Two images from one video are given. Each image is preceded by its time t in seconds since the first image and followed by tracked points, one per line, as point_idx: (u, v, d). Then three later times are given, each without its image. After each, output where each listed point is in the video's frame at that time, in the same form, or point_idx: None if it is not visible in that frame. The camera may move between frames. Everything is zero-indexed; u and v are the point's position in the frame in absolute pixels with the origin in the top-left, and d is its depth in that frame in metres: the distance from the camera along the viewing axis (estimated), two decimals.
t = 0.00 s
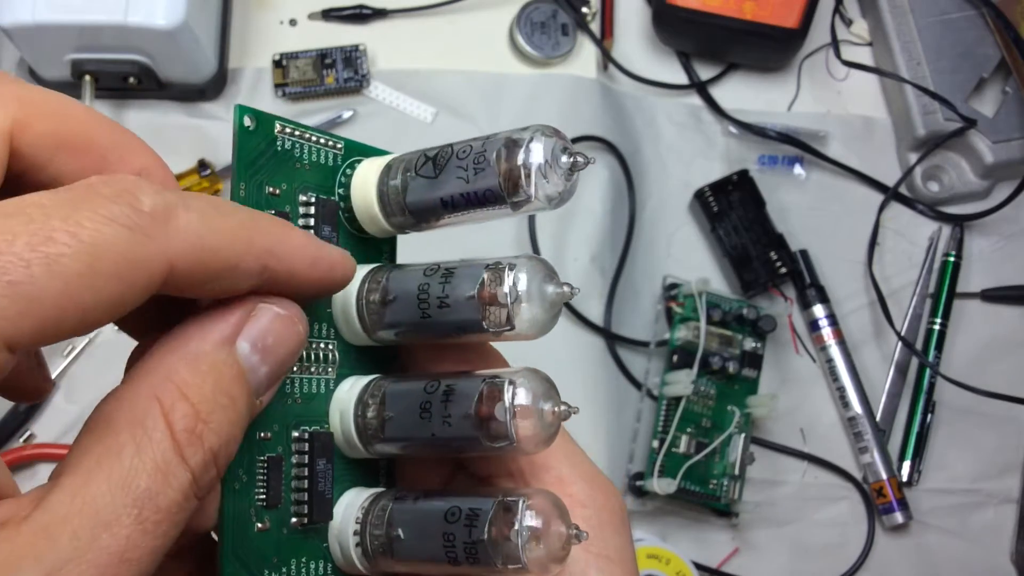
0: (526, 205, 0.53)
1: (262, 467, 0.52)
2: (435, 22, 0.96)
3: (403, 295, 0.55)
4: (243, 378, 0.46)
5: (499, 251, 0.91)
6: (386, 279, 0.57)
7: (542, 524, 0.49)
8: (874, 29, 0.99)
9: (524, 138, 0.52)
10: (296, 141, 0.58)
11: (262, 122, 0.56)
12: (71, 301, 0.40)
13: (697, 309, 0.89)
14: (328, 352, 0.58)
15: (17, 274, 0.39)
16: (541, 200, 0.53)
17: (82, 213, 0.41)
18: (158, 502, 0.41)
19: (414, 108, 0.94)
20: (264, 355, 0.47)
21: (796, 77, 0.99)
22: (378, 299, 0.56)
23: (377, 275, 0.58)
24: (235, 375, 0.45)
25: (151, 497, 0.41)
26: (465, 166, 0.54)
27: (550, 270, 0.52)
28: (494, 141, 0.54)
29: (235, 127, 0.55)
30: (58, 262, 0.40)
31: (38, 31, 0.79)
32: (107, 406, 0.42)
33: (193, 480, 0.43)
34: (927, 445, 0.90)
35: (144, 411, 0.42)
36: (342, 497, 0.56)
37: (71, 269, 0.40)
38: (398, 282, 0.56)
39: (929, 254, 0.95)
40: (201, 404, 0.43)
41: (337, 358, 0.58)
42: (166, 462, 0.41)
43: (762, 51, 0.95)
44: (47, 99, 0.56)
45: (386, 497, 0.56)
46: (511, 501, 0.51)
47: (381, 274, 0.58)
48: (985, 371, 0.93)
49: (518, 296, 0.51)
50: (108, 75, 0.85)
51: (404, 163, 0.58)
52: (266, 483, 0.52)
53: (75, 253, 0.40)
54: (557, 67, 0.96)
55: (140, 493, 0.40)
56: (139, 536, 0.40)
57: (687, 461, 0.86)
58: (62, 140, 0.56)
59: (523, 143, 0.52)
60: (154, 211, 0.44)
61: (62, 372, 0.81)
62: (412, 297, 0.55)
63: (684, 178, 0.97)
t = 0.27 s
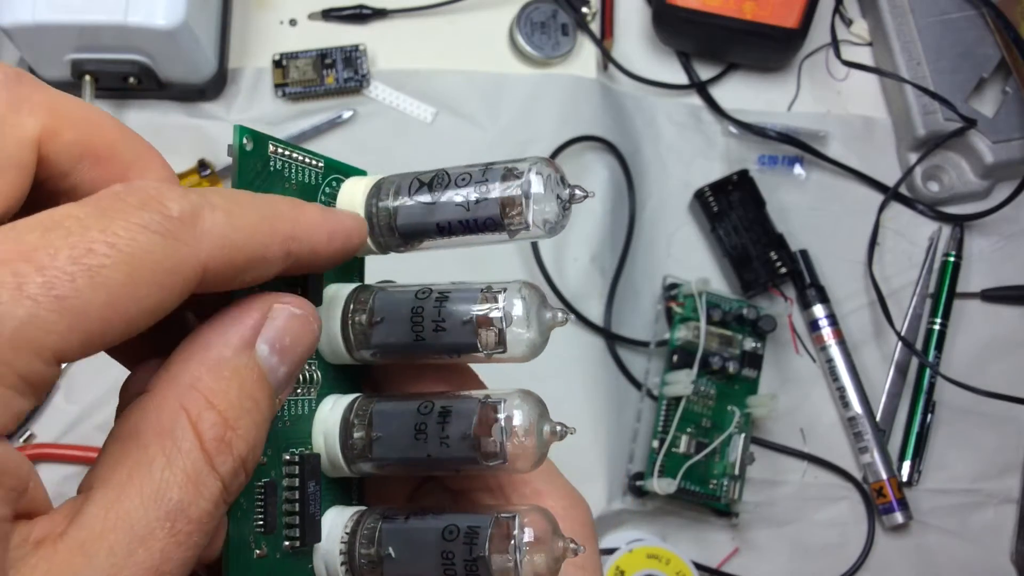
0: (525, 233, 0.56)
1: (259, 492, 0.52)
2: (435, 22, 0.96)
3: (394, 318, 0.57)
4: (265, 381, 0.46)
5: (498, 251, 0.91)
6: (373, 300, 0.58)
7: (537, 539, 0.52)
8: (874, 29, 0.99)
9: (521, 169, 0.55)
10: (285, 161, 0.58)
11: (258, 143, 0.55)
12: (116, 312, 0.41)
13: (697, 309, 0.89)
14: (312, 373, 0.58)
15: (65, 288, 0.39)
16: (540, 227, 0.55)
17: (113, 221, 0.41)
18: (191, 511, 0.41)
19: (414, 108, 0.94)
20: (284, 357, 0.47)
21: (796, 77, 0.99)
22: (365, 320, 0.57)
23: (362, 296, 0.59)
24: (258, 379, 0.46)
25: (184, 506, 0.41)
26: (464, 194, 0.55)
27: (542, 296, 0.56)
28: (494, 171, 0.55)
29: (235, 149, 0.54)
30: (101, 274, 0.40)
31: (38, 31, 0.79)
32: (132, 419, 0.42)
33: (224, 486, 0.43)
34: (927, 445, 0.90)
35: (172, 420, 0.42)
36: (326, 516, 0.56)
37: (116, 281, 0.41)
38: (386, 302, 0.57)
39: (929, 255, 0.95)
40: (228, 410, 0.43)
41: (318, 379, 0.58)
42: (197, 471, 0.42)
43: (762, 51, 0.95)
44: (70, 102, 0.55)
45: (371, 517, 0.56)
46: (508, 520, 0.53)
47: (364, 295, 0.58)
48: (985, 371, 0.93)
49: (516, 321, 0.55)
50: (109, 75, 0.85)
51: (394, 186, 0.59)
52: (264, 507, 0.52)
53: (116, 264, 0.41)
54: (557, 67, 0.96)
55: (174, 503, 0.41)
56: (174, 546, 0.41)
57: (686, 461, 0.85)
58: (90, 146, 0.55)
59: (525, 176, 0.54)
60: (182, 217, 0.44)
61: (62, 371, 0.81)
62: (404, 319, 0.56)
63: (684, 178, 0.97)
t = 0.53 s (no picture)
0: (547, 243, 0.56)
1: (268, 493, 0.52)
2: (435, 21, 0.96)
3: (410, 321, 0.56)
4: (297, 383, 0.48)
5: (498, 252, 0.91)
6: (388, 301, 0.57)
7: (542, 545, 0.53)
8: (874, 29, 0.99)
9: (547, 180, 0.55)
10: (311, 157, 0.58)
11: (288, 137, 0.56)
12: (179, 342, 0.42)
13: (697, 309, 0.89)
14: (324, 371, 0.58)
15: (134, 319, 0.40)
16: (563, 238, 0.56)
17: (176, 251, 0.42)
18: (228, 512, 0.44)
19: (414, 108, 0.94)
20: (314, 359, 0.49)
21: (796, 77, 0.99)
22: (380, 320, 0.57)
23: (375, 296, 0.58)
24: (291, 382, 0.48)
25: (222, 508, 0.43)
26: (490, 202, 0.55)
27: (558, 307, 0.57)
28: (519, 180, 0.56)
29: (266, 142, 0.54)
30: (168, 305, 0.41)
31: (39, 32, 0.79)
32: (172, 422, 0.44)
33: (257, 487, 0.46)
34: (928, 445, 0.90)
35: (211, 426, 0.44)
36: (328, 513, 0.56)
37: (181, 311, 0.41)
38: (403, 304, 0.57)
39: (929, 255, 0.95)
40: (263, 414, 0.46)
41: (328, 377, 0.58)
42: (234, 473, 0.44)
43: (762, 51, 0.95)
44: (118, 97, 0.53)
45: (374, 516, 0.56)
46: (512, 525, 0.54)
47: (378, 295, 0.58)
48: (985, 371, 0.93)
49: (532, 330, 0.56)
50: (109, 75, 0.85)
51: (417, 188, 0.58)
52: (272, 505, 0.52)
53: (183, 295, 0.41)
54: (557, 67, 0.96)
55: (214, 505, 0.43)
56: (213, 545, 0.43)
57: (686, 461, 0.85)
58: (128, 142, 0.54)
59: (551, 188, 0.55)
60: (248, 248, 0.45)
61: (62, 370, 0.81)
62: (421, 321, 0.56)
63: (684, 178, 0.97)
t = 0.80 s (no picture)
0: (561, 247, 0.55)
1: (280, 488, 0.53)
2: (434, 21, 0.96)
3: (421, 322, 0.57)
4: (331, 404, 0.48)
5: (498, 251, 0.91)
6: (398, 302, 0.58)
7: (551, 548, 0.53)
8: (874, 29, 0.99)
9: (562, 183, 0.54)
10: (320, 155, 0.58)
11: (296, 139, 0.56)
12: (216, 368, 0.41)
13: (697, 309, 0.89)
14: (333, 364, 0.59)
15: (169, 343, 0.39)
16: (575, 243, 0.55)
17: (214, 274, 0.42)
18: (258, 533, 0.44)
19: (414, 108, 0.94)
20: (347, 379, 0.49)
21: (796, 77, 0.99)
22: (390, 320, 0.57)
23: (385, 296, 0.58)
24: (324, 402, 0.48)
25: (253, 528, 0.43)
26: (501, 205, 0.55)
27: (571, 311, 0.57)
28: (533, 181, 0.55)
29: (274, 145, 0.54)
30: (204, 332, 0.40)
31: (39, 32, 0.79)
32: (206, 439, 0.44)
33: (290, 509, 0.45)
34: (927, 445, 0.90)
35: (244, 444, 0.44)
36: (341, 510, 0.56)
37: (217, 338, 0.41)
38: (414, 304, 0.57)
39: (929, 254, 0.95)
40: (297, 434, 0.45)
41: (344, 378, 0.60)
42: (267, 493, 0.44)
43: (762, 51, 0.95)
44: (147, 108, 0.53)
45: (385, 513, 0.56)
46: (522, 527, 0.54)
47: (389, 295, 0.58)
48: (985, 371, 0.93)
49: (542, 334, 0.55)
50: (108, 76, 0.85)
51: (430, 186, 0.58)
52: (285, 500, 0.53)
53: (220, 320, 0.41)
54: (557, 67, 0.96)
55: (244, 524, 0.43)
56: (242, 566, 0.43)
57: (686, 461, 0.85)
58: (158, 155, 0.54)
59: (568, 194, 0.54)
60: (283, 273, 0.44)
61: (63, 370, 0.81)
62: (432, 324, 0.56)
63: (684, 178, 0.97)
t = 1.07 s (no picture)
0: (595, 272, 0.55)
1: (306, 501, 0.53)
2: (434, 21, 0.96)
3: (449, 342, 0.56)
4: (361, 448, 0.48)
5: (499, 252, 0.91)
6: (425, 315, 0.57)
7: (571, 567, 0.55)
8: (874, 29, 0.99)
9: (600, 209, 0.54)
10: (355, 172, 0.58)
11: (334, 158, 0.56)
12: (233, 397, 0.42)
13: (697, 309, 0.89)
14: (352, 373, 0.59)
15: (188, 377, 0.40)
16: (610, 269, 0.55)
17: (229, 302, 0.42)
18: None
19: (414, 108, 0.94)
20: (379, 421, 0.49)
21: (796, 77, 0.99)
22: (417, 338, 0.57)
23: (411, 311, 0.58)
24: (355, 448, 0.48)
25: None
26: (539, 228, 0.54)
27: (600, 334, 0.58)
28: (570, 204, 0.54)
29: (313, 164, 0.55)
30: (222, 362, 0.41)
31: (39, 32, 0.79)
32: (238, 486, 0.45)
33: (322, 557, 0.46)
34: (927, 445, 0.90)
35: (276, 493, 0.44)
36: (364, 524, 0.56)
37: (233, 367, 0.41)
38: (441, 323, 0.56)
39: (929, 254, 0.95)
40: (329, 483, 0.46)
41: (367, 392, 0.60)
42: (299, 543, 0.44)
43: (762, 51, 0.95)
44: (170, 136, 0.53)
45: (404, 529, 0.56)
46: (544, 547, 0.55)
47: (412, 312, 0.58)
48: (985, 371, 0.93)
49: (573, 356, 0.56)
50: (109, 76, 0.85)
51: (461, 204, 0.57)
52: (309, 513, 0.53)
53: (236, 351, 0.41)
54: (557, 67, 0.96)
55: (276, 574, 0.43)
56: None
57: (686, 461, 0.85)
58: (182, 180, 0.54)
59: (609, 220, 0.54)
60: (295, 295, 0.45)
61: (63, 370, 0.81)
62: (460, 344, 0.55)
63: (684, 178, 0.97)
